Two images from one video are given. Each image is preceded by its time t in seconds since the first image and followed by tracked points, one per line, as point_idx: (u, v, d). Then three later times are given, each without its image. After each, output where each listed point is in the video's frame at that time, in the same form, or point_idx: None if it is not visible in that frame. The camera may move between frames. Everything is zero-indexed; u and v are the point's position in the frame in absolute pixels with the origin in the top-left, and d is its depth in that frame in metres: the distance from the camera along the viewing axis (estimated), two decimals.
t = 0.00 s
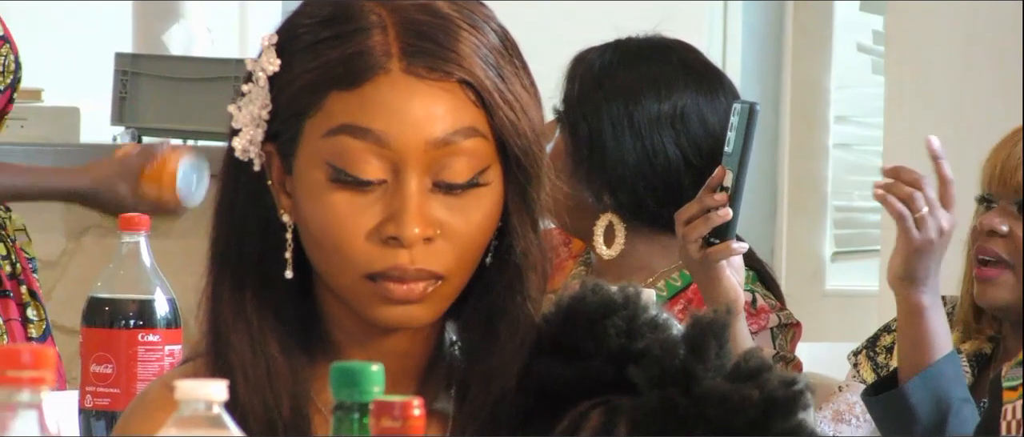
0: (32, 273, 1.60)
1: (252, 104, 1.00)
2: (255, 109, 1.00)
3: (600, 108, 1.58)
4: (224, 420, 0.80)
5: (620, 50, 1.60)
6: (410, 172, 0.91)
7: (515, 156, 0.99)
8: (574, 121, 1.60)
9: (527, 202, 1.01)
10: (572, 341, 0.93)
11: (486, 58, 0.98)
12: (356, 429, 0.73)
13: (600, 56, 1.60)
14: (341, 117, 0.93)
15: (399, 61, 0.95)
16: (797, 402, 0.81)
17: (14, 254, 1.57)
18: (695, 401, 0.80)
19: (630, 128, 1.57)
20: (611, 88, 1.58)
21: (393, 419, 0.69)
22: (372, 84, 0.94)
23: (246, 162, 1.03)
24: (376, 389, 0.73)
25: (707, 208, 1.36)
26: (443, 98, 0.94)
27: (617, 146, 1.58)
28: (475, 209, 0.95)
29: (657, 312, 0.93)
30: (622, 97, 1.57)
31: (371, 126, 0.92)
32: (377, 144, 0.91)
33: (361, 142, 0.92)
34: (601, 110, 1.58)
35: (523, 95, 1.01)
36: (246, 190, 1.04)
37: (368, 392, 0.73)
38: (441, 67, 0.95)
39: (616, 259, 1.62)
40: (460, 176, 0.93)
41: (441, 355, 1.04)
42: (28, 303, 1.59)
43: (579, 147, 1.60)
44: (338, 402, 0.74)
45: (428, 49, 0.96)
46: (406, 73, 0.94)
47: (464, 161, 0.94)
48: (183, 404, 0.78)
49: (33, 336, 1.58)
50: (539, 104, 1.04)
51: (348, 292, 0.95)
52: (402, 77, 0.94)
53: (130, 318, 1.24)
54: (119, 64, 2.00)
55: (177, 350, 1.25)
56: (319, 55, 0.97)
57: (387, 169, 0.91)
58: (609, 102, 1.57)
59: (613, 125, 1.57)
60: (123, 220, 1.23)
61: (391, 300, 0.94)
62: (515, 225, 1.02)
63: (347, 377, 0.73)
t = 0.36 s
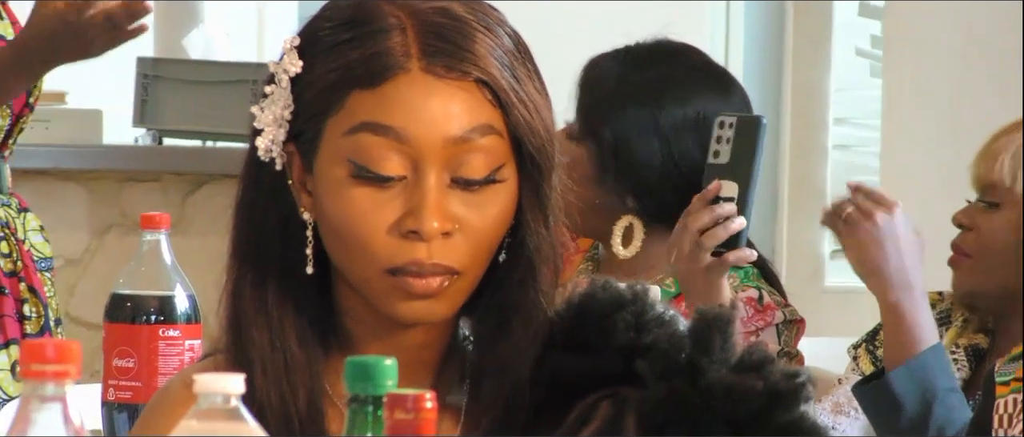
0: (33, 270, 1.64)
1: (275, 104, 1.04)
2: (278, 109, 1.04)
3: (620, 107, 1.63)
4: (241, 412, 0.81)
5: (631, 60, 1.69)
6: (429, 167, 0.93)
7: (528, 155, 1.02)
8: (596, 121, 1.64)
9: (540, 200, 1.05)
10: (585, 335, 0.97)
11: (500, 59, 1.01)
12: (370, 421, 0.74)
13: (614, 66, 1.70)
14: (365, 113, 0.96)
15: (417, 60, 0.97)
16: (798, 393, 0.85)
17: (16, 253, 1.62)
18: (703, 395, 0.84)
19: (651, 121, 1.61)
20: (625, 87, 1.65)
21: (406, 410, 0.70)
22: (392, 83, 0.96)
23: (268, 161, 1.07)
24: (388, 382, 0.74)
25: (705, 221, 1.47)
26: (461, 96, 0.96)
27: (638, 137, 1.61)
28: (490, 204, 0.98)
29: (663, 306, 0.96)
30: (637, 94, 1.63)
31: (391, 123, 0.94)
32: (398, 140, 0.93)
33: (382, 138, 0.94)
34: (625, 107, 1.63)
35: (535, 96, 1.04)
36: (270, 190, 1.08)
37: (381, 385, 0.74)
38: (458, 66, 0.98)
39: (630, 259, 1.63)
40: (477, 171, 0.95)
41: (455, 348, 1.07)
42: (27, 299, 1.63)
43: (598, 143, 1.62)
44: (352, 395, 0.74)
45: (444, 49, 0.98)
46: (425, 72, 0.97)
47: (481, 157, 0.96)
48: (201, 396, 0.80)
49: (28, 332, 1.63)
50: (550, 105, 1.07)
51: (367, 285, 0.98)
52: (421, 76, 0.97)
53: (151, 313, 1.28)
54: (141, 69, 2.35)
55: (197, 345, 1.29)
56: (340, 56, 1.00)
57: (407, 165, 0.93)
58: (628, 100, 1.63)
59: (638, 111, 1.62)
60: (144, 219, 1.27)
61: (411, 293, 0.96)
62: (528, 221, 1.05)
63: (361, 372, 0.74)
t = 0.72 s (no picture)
0: (54, 268, 1.60)
1: (288, 108, 1.08)
2: (291, 113, 1.07)
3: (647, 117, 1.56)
4: (253, 406, 0.81)
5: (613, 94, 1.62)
6: (435, 170, 0.97)
7: (532, 159, 1.05)
8: (635, 144, 1.55)
9: (542, 205, 1.08)
10: (586, 330, 1.01)
11: (505, 67, 1.05)
12: (377, 414, 0.75)
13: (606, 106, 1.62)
14: (375, 119, 0.99)
15: (426, 68, 1.01)
16: (792, 384, 0.86)
17: (38, 252, 1.58)
18: (698, 388, 0.86)
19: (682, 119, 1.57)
20: (635, 106, 1.58)
21: (411, 404, 0.70)
22: (401, 90, 1.00)
23: (279, 161, 1.11)
24: (395, 376, 0.75)
25: (671, 228, 1.33)
26: (467, 103, 1.00)
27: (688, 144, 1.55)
28: (495, 207, 1.01)
29: (660, 302, 1.00)
30: (651, 109, 1.57)
31: (400, 129, 0.98)
32: (406, 145, 0.97)
33: (390, 142, 0.98)
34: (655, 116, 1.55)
35: (539, 103, 1.07)
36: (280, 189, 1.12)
37: (388, 379, 0.74)
38: (465, 74, 1.02)
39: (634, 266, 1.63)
40: (482, 175, 0.99)
41: (457, 342, 1.13)
42: (48, 297, 1.60)
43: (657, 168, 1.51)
44: (359, 389, 0.75)
45: (452, 57, 1.02)
46: (433, 79, 1.00)
47: (486, 162, 1.00)
48: (215, 390, 0.79)
49: (49, 329, 1.60)
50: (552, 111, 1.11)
51: (376, 284, 1.02)
52: (428, 82, 1.00)
53: (167, 310, 1.32)
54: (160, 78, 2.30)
55: (211, 340, 1.34)
56: (351, 62, 1.04)
57: (415, 169, 0.97)
58: (648, 114, 1.56)
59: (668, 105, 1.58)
60: (159, 219, 1.32)
61: (420, 291, 0.99)
62: (531, 224, 1.08)
63: (368, 365, 0.74)
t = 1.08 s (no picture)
0: (77, 269, 1.70)
1: (298, 116, 1.12)
2: (301, 121, 1.12)
3: (627, 138, 1.92)
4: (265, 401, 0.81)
5: (584, 122, 1.95)
6: (441, 179, 1.01)
7: (534, 167, 1.09)
8: (620, 163, 1.91)
9: (544, 209, 1.12)
10: (586, 326, 1.04)
11: (507, 77, 1.08)
12: (383, 406, 0.77)
13: (580, 135, 1.93)
14: (382, 129, 1.04)
15: (432, 79, 1.05)
16: (787, 379, 0.89)
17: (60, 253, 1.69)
18: (694, 380, 0.89)
19: (651, 134, 1.96)
20: (611, 129, 1.93)
21: (416, 399, 0.71)
22: (408, 102, 1.04)
23: (288, 166, 1.15)
24: (400, 371, 0.77)
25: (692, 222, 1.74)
26: (470, 113, 1.04)
27: (657, 156, 1.96)
28: (499, 214, 1.05)
29: (659, 300, 1.04)
30: (623, 129, 1.93)
31: (408, 138, 1.02)
32: (412, 154, 1.01)
33: (397, 151, 1.02)
34: (635, 137, 1.93)
35: (541, 112, 1.10)
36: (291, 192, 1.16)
37: (394, 373, 0.77)
38: (470, 85, 1.05)
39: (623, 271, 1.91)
40: (485, 183, 1.03)
41: (460, 339, 1.17)
42: (72, 296, 1.69)
43: (642, 178, 1.94)
44: (365, 383, 0.78)
45: (458, 70, 1.05)
46: (439, 89, 1.04)
47: (490, 171, 1.04)
48: (226, 385, 0.80)
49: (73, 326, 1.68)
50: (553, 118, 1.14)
51: (382, 286, 1.06)
52: (435, 93, 1.04)
53: (181, 307, 1.37)
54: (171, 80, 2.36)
55: (222, 336, 1.39)
56: (360, 73, 1.07)
57: (421, 177, 1.01)
58: (623, 134, 1.92)
59: (637, 123, 1.95)
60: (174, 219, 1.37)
61: (425, 294, 1.04)
62: (533, 226, 1.13)
63: (374, 359, 0.77)
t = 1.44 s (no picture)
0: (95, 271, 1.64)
1: (304, 121, 1.17)
2: (307, 126, 1.17)
3: (632, 136, 1.97)
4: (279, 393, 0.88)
5: (590, 121, 1.99)
6: (441, 183, 1.06)
7: (531, 170, 1.13)
8: (625, 161, 1.96)
9: (541, 209, 1.16)
10: (582, 322, 1.09)
11: (505, 83, 1.13)
12: (392, 399, 0.83)
13: (585, 134, 1.98)
14: (383, 134, 1.08)
15: (434, 87, 1.09)
16: (773, 372, 0.92)
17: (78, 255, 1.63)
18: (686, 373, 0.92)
19: (654, 132, 2.00)
20: (615, 128, 1.97)
21: (424, 391, 0.76)
22: (409, 109, 1.08)
23: (294, 169, 1.20)
24: (408, 365, 0.82)
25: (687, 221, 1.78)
26: (469, 118, 1.09)
27: (660, 154, 2.01)
28: (497, 215, 1.10)
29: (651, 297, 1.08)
30: (626, 127, 1.98)
31: (409, 143, 1.06)
32: (413, 159, 1.06)
33: (399, 156, 1.07)
34: (640, 135, 1.98)
35: (537, 117, 1.15)
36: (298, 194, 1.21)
37: (402, 368, 0.82)
38: (469, 91, 1.10)
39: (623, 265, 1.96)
40: (484, 186, 1.08)
41: (459, 334, 1.23)
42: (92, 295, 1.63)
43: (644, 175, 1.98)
44: (375, 378, 0.83)
45: (458, 77, 1.10)
46: (440, 97, 1.09)
47: (487, 175, 1.08)
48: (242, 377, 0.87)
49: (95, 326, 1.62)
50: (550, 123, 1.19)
51: (384, 285, 1.10)
52: (436, 100, 1.09)
53: (197, 303, 1.42)
54: (189, 85, 2.52)
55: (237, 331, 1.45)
56: (363, 81, 1.12)
57: (422, 180, 1.06)
58: (628, 132, 1.97)
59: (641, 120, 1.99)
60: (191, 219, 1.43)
61: (423, 294, 1.09)
62: (531, 229, 1.17)
63: (383, 354, 0.82)
